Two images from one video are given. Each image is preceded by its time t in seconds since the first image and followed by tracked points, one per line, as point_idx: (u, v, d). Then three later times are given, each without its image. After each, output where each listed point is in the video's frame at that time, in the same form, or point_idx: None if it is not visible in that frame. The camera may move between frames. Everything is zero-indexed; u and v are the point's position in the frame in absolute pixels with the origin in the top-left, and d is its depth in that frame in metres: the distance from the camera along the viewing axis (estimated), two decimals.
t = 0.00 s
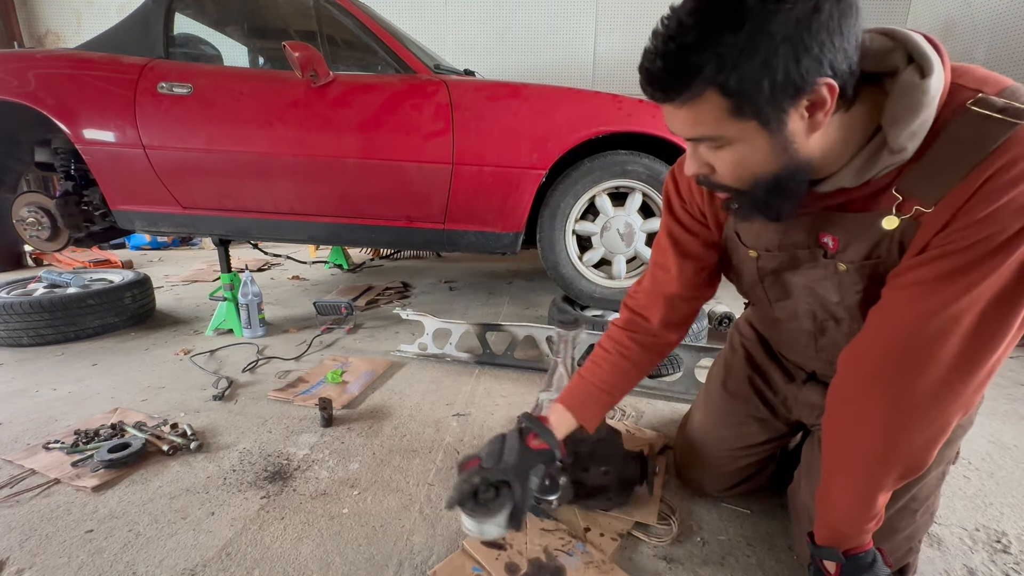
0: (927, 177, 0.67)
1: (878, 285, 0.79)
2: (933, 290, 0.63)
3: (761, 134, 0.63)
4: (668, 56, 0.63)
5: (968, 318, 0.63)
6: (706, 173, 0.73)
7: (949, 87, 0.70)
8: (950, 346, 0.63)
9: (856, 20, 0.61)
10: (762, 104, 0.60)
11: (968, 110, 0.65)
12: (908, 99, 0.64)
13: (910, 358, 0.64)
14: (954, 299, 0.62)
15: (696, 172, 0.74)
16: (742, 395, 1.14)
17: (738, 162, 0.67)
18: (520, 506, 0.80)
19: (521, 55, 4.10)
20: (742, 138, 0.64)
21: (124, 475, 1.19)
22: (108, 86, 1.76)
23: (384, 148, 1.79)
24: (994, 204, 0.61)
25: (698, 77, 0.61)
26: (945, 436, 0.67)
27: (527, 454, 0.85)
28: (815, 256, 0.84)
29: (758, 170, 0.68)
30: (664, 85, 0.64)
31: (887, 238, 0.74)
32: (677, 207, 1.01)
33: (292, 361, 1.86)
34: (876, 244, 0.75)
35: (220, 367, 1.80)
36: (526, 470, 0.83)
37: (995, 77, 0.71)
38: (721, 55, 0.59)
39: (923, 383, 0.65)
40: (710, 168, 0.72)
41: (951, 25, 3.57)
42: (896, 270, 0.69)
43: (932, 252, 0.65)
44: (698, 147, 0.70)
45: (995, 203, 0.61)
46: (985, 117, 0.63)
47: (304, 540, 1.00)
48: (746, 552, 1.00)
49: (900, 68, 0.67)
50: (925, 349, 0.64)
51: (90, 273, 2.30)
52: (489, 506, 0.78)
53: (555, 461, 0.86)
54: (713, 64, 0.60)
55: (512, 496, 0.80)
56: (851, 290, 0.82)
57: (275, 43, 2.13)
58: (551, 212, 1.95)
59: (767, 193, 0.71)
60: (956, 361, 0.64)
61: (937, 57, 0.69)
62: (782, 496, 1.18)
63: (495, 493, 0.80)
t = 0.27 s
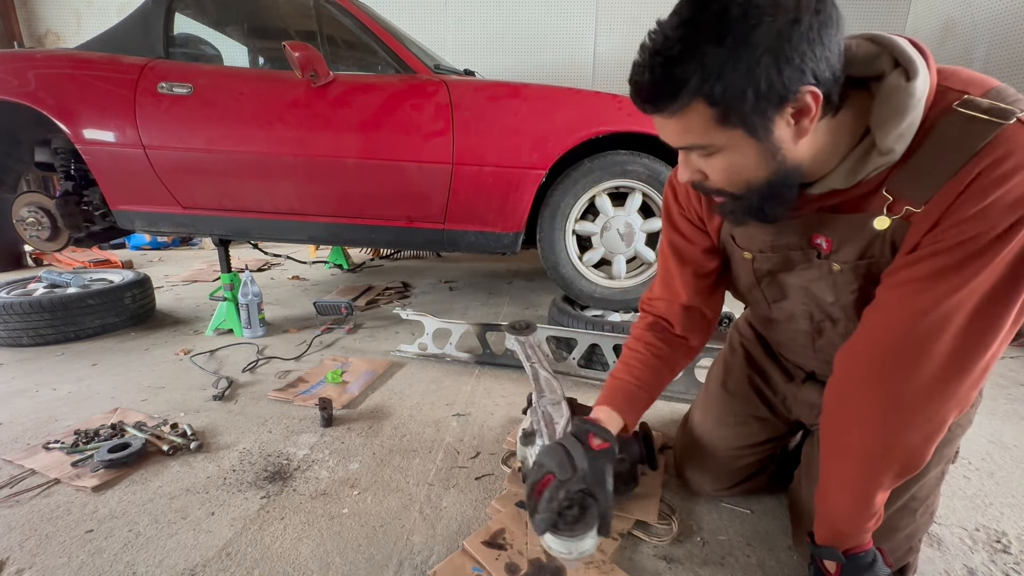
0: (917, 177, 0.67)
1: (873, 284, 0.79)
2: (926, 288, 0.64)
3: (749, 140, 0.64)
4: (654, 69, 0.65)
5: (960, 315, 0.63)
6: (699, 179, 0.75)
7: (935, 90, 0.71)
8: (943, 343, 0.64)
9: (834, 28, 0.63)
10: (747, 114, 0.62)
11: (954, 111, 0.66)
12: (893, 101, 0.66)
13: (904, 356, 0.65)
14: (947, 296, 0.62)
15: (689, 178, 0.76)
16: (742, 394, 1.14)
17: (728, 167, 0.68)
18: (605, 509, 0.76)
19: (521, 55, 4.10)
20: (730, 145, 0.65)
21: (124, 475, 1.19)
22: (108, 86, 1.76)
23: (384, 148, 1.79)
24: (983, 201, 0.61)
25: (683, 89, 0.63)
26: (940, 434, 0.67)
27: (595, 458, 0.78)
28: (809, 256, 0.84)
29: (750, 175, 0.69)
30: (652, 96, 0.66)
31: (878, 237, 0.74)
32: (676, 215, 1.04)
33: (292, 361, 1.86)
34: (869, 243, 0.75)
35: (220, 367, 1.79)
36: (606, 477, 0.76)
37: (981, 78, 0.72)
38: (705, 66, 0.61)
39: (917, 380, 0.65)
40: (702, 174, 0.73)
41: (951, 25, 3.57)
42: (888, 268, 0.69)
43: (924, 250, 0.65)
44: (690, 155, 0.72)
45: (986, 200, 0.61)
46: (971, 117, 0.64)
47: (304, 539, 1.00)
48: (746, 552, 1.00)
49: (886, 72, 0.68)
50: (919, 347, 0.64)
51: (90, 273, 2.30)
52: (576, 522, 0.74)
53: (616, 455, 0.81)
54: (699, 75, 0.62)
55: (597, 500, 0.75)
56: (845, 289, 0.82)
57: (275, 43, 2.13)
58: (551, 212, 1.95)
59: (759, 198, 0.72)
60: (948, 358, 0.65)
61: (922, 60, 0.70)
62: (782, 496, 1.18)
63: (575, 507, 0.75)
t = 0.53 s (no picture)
0: (916, 176, 0.67)
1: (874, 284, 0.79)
2: (926, 287, 0.64)
3: (739, 140, 0.64)
4: (645, 73, 0.65)
5: (959, 314, 0.63)
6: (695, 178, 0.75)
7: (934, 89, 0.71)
8: (942, 342, 0.64)
9: (828, 28, 0.64)
10: (735, 115, 0.62)
11: (953, 111, 0.66)
12: (891, 101, 0.66)
13: (903, 355, 0.65)
14: (946, 295, 0.62)
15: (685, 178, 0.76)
16: (742, 394, 1.14)
17: (722, 167, 0.69)
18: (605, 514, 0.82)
19: (521, 55, 4.10)
20: (722, 145, 0.65)
21: (124, 475, 1.19)
22: (108, 86, 1.76)
23: (384, 148, 1.79)
24: (983, 201, 0.61)
25: (673, 91, 0.63)
26: (940, 434, 0.67)
27: (598, 406, 0.92)
28: (809, 256, 0.84)
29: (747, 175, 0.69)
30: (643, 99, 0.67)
31: (878, 236, 0.74)
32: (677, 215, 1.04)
33: (292, 361, 1.86)
34: (869, 242, 0.76)
35: (220, 367, 1.80)
36: (606, 424, 0.89)
37: (981, 77, 0.72)
38: (693, 69, 0.61)
39: (917, 379, 0.65)
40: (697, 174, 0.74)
41: (951, 25, 3.58)
42: (888, 268, 0.69)
43: (924, 249, 0.65)
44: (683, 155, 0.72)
45: (986, 199, 0.61)
46: (969, 117, 0.64)
47: (304, 539, 1.00)
48: (746, 552, 1.00)
49: (885, 72, 0.69)
50: (918, 346, 0.64)
51: (90, 273, 2.30)
52: (591, 536, 0.78)
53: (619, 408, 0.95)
54: (687, 77, 0.62)
55: (596, 510, 0.81)
56: (845, 289, 0.82)
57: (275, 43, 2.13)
58: (551, 212, 1.95)
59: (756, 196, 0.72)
60: (948, 357, 0.65)
61: (922, 60, 0.70)
62: (782, 496, 1.18)
63: (587, 520, 0.79)
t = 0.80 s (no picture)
0: (913, 176, 0.68)
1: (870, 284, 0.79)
2: (922, 287, 0.64)
3: (747, 139, 0.64)
4: (651, 73, 0.65)
5: (955, 314, 0.63)
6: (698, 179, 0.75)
7: (930, 90, 0.72)
8: (937, 343, 0.64)
9: (826, 28, 0.64)
10: (744, 113, 0.61)
11: (949, 112, 0.67)
12: (887, 102, 0.66)
13: (898, 355, 0.65)
14: (942, 295, 0.62)
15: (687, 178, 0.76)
16: (741, 394, 1.14)
17: (727, 166, 0.68)
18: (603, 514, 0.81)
19: (521, 55, 4.10)
20: (730, 144, 0.65)
21: (124, 475, 1.19)
22: (108, 86, 1.76)
23: (384, 148, 1.79)
24: (978, 200, 0.61)
25: (680, 90, 0.63)
26: (937, 435, 0.67)
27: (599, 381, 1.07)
28: (805, 255, 0.84)
29: (745, 175, 0.69)
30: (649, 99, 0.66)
31: (874, 237, 0.74)
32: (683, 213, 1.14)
33: (292, 361, 1.86)
34: (865, 243, 0.76)
35: (220, 367, 1.80)
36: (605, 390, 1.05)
37: (977, 79, 0.73)
38: (700, 68, 0.61)
39: (913, 379, 0.65)
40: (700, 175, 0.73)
41: (951, 25, 3.58)
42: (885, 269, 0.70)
43: (921, 249, 0.65)
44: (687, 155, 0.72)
45: (982, 199, 0.61)
46: (967, 118, 0.65)
47: (304, 539, 1.00)
48: (746, 552, 1.00)
49: (880, 73, 0.69)
50: (914, 346, 0.64)
51: (90, 273, 2.30)
52: (591, 535, 0.76)
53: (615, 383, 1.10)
54: (694, 77, 0.61)
55: (594, 509, 0.80)
56: (841, 289, 0.82)
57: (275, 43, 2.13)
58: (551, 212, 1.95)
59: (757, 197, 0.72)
60: (945, 358, 0.65)
61: (917, 60, 0.70)
62: (782, 496, 1.18)
63: (587, 520, 0.77)
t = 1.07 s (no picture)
0: (894, 175, 0.69)
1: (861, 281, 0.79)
2: (908, 282, 0.64)
3: (738, 139, 0.64)
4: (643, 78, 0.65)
5: (942, 309, 0.63)
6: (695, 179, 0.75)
7: (914, 90, 0.73)
8: (926, 338, 0.64)
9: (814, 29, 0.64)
10: (732, 115, 0.62)
11: (932, 112, 0.68)
12: (870, 101, 0.67)
13: (887, 351, 0.65)
14: (927, 290, 0.63)
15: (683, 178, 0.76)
16: (740, 393, 1.14)
17: (721, 166, 0.69)
18: (600, 505, 0.82)
19: (521, 55, 4.10)
20: (720, 145, 0.65)
21: (124, 475, 1.19)
22: (108, 86, 1.76)
23: (384, 148, 1.79)
24: (959, 196, 0.62)
25: (670, 94, 0.63)
26: (929, 431, 0.67)
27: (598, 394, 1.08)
28: (797, 253, 0.85)
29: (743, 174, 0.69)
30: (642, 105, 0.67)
31: (861, 234, 0.76)
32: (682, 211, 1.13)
33: (292, 361, 1.86)
34: (853, 241, 0.77)
35: (220, 367, 1.80)
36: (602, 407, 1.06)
37: (961, 80, 0.73)
38: (690, 71, 0.61)
39: (903, 376, 0.65)
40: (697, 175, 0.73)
41: (951, 25, 3.58)
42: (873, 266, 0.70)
43: (906, 245, 0.66)
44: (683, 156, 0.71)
45: (963, 195, 0.62)
46: (949, 117, 0.66)
47: (304, 540, 1.00)
48: (746, 552, 1.00)
49: (865, 73, 0.70)
50: (902, 342, 0.64)
51: (90, 273, 2.30)
52: (587, 528, 0.77)
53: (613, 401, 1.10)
54: (684, 79, 0.62)
55: (590, 501, 0.82)
56: (833, 286, 0.83)
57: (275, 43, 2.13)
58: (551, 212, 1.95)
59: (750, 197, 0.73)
60: (934, 352, 0.64)
61: (901, 61, 0.71)
62: (782, 496, 1.18)
63: (583, 512, 0.79)
